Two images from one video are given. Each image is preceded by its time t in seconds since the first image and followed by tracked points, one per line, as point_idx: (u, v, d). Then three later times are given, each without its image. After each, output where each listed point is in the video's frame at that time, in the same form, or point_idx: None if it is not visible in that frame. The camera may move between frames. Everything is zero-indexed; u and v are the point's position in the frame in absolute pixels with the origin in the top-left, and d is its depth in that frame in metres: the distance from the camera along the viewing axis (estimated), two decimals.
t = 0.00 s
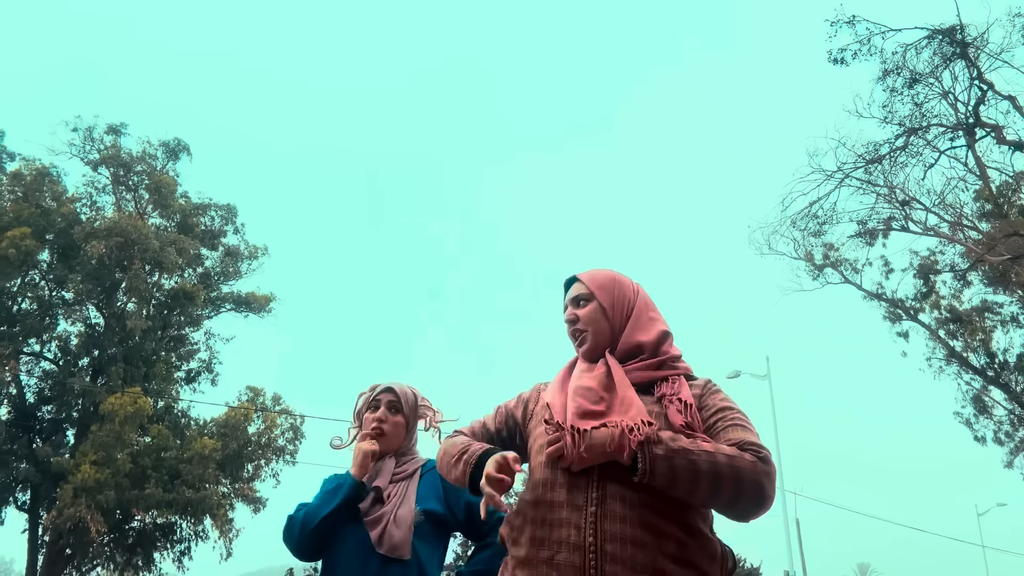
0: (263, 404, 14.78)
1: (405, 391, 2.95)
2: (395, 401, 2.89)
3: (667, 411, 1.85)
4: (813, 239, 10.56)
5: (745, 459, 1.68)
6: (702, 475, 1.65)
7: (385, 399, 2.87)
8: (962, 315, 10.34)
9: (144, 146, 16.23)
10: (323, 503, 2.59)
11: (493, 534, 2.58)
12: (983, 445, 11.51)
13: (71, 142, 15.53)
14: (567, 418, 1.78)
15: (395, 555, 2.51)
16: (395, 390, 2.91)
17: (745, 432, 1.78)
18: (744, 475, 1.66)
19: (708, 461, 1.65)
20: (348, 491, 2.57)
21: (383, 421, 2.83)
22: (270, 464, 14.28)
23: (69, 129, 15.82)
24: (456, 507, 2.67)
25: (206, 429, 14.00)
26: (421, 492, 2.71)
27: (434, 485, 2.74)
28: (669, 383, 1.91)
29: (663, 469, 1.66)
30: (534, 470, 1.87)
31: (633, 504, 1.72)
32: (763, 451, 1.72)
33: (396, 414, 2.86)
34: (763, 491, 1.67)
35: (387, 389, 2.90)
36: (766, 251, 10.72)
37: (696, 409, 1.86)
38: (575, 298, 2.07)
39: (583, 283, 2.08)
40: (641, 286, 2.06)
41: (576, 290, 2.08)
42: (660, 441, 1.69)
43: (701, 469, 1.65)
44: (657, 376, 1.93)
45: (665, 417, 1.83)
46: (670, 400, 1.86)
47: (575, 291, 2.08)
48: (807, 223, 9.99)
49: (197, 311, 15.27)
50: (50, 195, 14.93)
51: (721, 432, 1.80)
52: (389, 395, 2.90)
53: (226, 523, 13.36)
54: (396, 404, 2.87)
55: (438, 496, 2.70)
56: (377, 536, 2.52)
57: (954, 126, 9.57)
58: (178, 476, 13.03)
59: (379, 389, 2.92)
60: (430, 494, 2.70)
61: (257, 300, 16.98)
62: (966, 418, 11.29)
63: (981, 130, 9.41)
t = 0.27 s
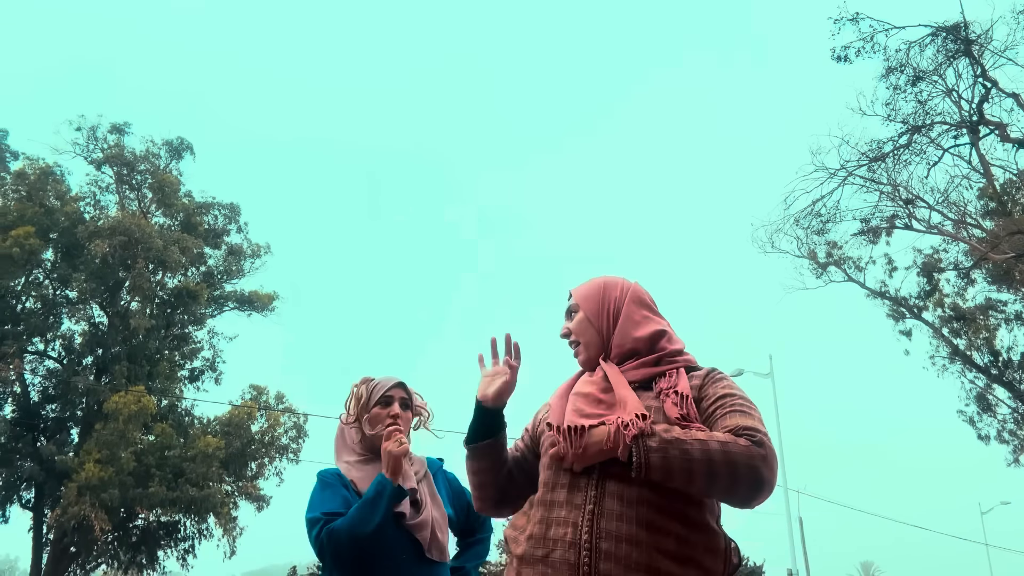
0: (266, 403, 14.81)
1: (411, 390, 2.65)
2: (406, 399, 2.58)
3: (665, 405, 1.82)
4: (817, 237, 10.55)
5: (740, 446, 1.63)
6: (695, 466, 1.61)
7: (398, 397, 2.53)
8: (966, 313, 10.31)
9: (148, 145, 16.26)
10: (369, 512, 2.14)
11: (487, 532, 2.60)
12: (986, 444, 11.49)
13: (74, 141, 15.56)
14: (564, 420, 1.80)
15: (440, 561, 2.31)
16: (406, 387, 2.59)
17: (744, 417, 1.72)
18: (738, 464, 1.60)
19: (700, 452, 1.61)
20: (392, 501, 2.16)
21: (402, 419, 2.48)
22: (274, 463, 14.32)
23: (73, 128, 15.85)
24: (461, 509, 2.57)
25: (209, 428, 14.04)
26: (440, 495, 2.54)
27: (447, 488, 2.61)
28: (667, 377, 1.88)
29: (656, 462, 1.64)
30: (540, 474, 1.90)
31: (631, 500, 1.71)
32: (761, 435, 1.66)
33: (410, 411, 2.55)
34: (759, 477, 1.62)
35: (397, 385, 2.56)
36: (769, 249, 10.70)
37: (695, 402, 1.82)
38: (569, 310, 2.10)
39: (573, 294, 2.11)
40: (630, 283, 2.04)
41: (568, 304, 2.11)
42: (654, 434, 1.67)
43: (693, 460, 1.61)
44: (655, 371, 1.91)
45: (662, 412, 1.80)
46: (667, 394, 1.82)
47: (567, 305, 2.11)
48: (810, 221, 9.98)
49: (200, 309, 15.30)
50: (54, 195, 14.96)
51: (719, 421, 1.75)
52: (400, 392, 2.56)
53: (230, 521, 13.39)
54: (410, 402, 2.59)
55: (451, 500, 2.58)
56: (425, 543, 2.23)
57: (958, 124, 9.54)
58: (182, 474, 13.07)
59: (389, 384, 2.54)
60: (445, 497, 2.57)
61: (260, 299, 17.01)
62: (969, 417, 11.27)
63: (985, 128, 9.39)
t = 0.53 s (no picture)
0: (269, 402, 14.81)
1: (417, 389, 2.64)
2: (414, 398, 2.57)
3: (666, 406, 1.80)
4: (821, 236, 10.51)
5: (741, 451, 1.59)
6: (693, 471, 1.58)
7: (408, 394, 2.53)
8: (970, 312, 10.27)
9: (151, 145, 16.25)
10: (400, 519, 2.04)
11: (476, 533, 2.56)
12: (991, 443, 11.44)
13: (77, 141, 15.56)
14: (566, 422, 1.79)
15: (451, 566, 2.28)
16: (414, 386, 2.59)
17: (746, 419, 1.67)
18: (736, 470, 1.57)
19: (698, 458, 1.58)
20: (421, 507, 2.08)
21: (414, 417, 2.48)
22: (277, 462, 14.32)
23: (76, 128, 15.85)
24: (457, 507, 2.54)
25: (213, 427, 14.04)
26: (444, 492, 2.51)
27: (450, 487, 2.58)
28: (670, 376, 1.85)
29: (654, 468, 1.62)
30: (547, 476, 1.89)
31: (632, 503, 1.68)
32: (762, 442, 1.61)
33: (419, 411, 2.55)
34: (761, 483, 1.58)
35: (407, 383, 2.55)
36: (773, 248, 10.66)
37: (698, 402, 1.78)
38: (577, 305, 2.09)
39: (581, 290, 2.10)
40: (635, 276, 2.01)
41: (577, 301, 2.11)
42: (652, 440, 1.64)
43: (691, 465, 1.58)
44: (658, 369, 1.87)
45: (664, 413, 1.78)
46: (669, 395, 1.79)
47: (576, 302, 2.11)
48: (814, 220, 9.94)
49: (203, 308, 15.30)
50: (57, 194, 14.96)
51: (722, 423, 1.71)
52: (409, 390, 2.55)
53: (233, 520, 13.39)
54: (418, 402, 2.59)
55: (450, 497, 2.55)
56: (443, 548, 2.21)
57: (963, 123, 9.50)
58: (185, 473, 13.06)
59: (398, 381, 2.54)
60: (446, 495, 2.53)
61: (263, 298, 17.00)
62: (974, 416, 11.23)
63: (989, 126, 9.34)
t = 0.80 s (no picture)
0: (273, 400, 14.84)
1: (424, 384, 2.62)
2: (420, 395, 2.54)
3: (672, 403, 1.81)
4: (824, 234, 10.49)
5: (745, 445, 1.59)
6: (698, 465, 1.58)
7: (413, 393, 2.49)
8: (975, 310, 10.24)
9: (155, 144, 16.29)
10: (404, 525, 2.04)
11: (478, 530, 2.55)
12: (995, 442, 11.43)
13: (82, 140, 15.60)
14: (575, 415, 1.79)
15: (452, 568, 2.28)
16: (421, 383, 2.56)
17: (751, 414, 1.68)
18: (741, 463, 1.57)
19: (703, 451, 1.58)
20: (425, 512, 2.09)
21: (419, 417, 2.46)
22: (281, 461, 14.36)
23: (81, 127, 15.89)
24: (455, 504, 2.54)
25: (217, 426, 14.09)
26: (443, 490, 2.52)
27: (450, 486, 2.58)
28: (677, 373, 1.86)
29: (659, 461, 1.61)
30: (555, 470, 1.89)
31: (641, 499, 1.69)
32: (766, 434, 1.63)
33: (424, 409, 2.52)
34: (765, 475, 1.58)
35: (412, 381, 2.51)
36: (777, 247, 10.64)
37: (705, 398, 1.80)
38: (593, 289, 2.07)
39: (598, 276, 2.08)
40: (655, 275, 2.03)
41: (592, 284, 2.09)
42: (657, 433, 1.64)
43: (696, 458, 1.58)
44: (666, 366, 1.89)
45: (670, 410, 1.79)
46: (676, 392, 1.81)
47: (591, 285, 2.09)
48: (818, 218, 9.93)
49: (207, 307, 15.34)
50: (62, 193, 15.00)
51: (727, 417, 1.71)
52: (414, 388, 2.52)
53: (237, 519, 13.43)
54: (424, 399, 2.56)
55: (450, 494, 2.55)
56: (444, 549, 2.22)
57: (967, 121, 9.47)
58: (189, 472, 13.10)
59: (404, 380, 2.51)
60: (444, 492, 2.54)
61: (267, 297, 17.03)
62: (978, 414, 11.21)
63: (994, 124, 9.31)
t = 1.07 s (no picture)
0: (278, 399, 14.87)
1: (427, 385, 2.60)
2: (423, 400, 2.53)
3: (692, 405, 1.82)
4: (829, 233, 10.47)
5: (775, 457, 1.64)
6: (727, 469, 1.60)
7: (415, 398, 2.49)
8: (979, 309, 10.22)
9: (160, 144, 16.32)
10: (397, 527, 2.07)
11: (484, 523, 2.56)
12: (1001, 441, 11.40)
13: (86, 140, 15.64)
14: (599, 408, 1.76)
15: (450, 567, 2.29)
16: (424, 387, 2.54)
17: (773, 424, 1.73)
18: (766, 468, 1.61)
19: (733, 455, 1.60)
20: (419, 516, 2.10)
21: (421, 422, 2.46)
22: (285, 460, 14.40)
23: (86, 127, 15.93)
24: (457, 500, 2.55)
25: (222, 425, 14.12)
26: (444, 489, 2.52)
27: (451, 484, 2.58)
28: (697, 375, 1.88)
29: (688, 464, 1.62)
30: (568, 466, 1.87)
31: (664, 499, 1.70)
32: (791, 447, 1.68)
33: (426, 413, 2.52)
34: (791, 483, 1.63)
35: (415, 385, 2.51)
36: (780, 246, 10.62)
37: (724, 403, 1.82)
38: (637, 273, 2.06)
39: (645, 262, 2.09)
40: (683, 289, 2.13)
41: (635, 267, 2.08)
42: (684, 436, 1.65)
43: (725, 463, 1.60)
44: (686, 367, 1.90)
45: (692, 412, 1.79)
46: (698, 394, 1.81)
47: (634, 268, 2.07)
48: (822, 217, 9.91)
49: (212, 307, 15.37)
50: (66, 193, 15.04)
51: (747, 424, 1.76)
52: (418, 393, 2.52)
53: (242, 517, 13.46)
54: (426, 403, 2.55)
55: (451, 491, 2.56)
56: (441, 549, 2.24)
57: (972, 119, 9.45)
58: (194, 471, 13.13)
59: (407, 384, 2.50)
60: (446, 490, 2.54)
61: (271, 296, 17.06)
62: (983, 414, 11.18)
63: (999, 123, 9.29)
